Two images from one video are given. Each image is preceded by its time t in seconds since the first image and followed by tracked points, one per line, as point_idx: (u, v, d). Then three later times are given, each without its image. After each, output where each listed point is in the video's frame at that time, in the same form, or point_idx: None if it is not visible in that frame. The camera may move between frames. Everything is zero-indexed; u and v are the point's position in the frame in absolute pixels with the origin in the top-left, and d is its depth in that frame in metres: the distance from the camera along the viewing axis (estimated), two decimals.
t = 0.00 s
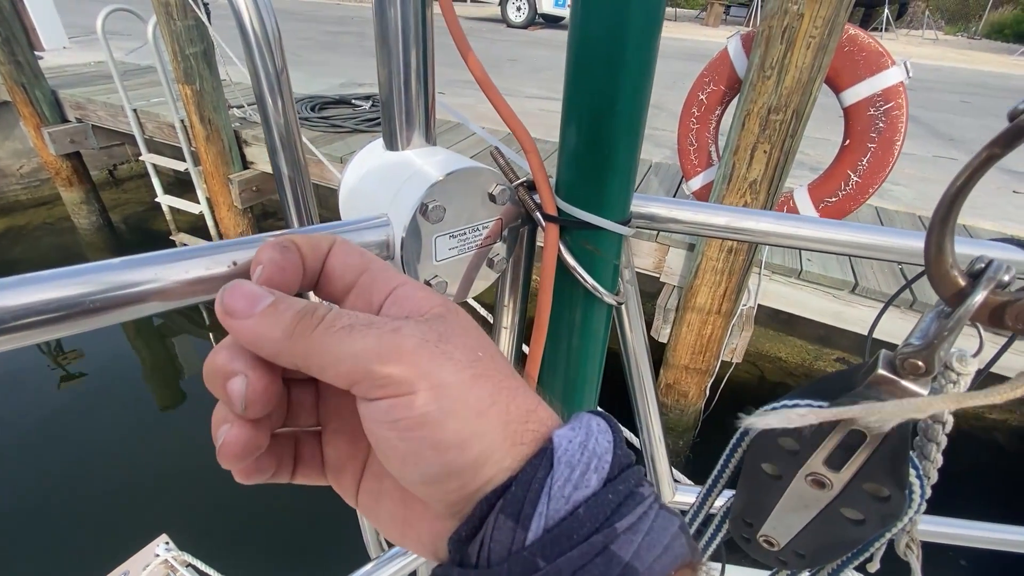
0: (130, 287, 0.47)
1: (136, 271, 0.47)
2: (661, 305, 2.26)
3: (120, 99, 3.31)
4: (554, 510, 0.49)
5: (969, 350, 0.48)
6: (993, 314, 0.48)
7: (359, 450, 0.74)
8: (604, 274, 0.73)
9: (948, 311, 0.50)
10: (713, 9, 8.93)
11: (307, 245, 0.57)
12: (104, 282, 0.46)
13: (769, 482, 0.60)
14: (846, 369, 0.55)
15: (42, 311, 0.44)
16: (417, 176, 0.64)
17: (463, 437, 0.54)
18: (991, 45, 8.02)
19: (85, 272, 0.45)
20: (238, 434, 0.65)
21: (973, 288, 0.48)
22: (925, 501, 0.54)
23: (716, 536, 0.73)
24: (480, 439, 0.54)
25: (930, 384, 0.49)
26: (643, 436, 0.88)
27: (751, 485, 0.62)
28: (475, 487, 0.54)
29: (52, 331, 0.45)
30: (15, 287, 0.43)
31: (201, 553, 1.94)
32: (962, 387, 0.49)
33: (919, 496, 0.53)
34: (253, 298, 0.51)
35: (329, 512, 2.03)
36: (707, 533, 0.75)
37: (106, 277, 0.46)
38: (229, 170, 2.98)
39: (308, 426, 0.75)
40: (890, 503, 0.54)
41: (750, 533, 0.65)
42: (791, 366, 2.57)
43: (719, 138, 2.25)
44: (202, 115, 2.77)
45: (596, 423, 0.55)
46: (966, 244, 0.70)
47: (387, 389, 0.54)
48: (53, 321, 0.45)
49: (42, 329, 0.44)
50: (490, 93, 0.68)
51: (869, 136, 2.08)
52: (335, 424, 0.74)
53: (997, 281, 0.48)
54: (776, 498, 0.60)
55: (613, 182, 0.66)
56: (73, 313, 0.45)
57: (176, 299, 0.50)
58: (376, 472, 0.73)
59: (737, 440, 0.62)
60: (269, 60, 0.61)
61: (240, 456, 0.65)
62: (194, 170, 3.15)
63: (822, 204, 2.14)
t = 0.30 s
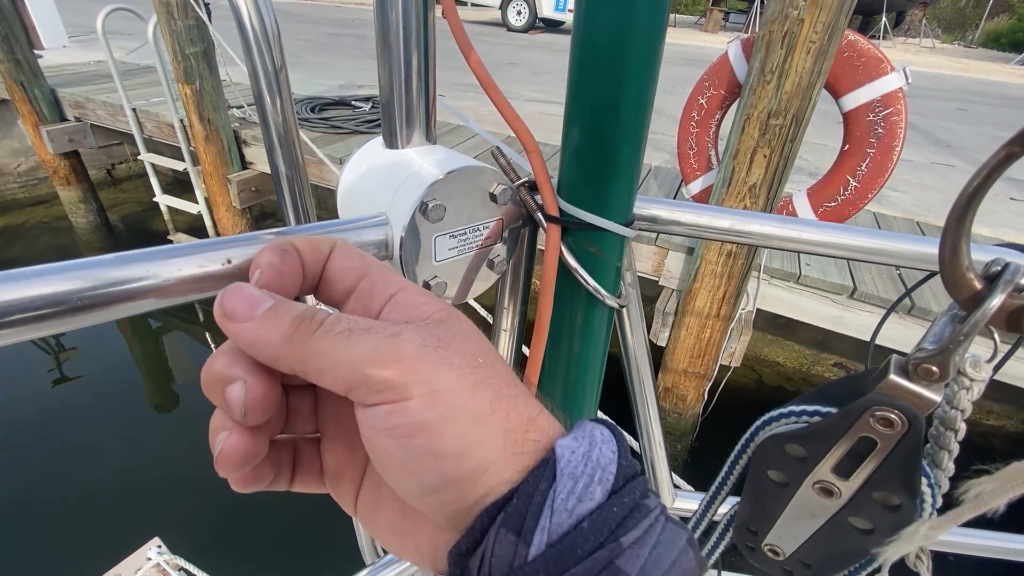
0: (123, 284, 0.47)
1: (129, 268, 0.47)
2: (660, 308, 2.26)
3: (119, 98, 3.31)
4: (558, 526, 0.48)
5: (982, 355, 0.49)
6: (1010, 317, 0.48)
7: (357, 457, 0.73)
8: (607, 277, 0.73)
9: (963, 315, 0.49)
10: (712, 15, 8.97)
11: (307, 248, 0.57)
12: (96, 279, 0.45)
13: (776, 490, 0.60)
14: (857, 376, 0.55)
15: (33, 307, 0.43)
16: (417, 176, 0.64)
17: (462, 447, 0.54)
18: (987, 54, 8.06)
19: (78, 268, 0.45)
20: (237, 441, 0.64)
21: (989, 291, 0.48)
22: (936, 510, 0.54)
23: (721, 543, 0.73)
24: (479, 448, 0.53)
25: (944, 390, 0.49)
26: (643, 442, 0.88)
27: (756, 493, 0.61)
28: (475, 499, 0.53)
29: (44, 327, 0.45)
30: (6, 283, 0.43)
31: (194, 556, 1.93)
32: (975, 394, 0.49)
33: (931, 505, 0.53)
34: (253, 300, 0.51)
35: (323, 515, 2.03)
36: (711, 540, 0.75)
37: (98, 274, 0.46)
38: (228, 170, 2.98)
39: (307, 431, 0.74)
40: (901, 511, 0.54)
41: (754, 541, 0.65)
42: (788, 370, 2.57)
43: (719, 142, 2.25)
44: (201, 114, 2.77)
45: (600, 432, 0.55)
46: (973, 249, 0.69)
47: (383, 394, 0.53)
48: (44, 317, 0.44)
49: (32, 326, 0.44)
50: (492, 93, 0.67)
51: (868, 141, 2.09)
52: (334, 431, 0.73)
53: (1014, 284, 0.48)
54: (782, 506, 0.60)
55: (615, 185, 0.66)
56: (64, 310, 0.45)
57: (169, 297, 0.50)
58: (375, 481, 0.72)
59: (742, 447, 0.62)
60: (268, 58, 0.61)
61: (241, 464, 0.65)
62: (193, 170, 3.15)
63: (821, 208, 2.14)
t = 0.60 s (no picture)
0: (130, 295, 0.48)
1: (136, 280, 0.48)
2: (660, 315, 2.27)
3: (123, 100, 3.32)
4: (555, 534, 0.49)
5: (971, 375, 0.50)
6: (996, 338, 0.49)
7: (360, 458, 0.74)
8: (609, 289, 0.74)
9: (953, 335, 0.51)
10: (712, 25, 9.04)
11: (315, 251, 0.59)
12: (105, 291, 0.47)
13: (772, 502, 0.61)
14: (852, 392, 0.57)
15: (43, 318, 0.45)
16: (424, 189, 0.65)
17: (460, 452, 0.55)
18: (985, 66, 8.13)
19: (86, 280, 0.47)
20: (245, 439, 0.65)
21: (978, 313, 0.49)
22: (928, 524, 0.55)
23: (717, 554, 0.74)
24: (477, 452, 0.54)
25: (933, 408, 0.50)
26: (641, 450, 0.89)
27: (753, 505, 0.63)
28: (474, 504, 0.54)
29: (52, 338, 0.46)
30: (17, 295, 0.44)
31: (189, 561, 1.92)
32: (964, 413, 0.50)
33: (922, 518, 0.54)
34: (261, 303, 0.52)
35: (319, 518, 2.03)
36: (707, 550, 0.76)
37: (106, 286, 0.47)
38: (231, 172, 2.99)
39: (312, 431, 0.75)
40: (893, 524, 0.55)
41: (750, 553, 0.65)
42: (786, 379, 2.59)
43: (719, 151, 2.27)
44: (205, 117, 2.79)
45: (599, 440, 0.56)
46: (970, 265, 0.70)
47: (384, 398, 0.54)
48: (53, 328, 0.46)
49: (42, 337, 0.45)
50: (498, 107, 0.69)
51: (866, 151, 2.11)
52: (338, 431, 0.74)
53: (1001, 306, 0.49)
54: (778, 518, 0.61)
55: (616, 199, 0.68)
56: (72, 321, 0.46)
57: (174, 309, 0.51)
58: (376, 482, 0.73)
59: (739, 460, 0.64)
60: (278, 69, 0.60)
61: (247, 461, 0.66)
62: (195, 172, 3.16)
63: (820, 218, 2.16)
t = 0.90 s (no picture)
0: (133, 304, 0.49)
1: (139, 289, 0.49)
2: (661, 324, 2.28)
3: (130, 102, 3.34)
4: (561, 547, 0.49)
5: (982, 393, 0.50)
6: (1007, 358, 0.50)
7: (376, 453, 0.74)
8: (614, 300, 0.76)
9: (962, 353, 0.52)
10: (715, 36, 9.08)
11: (322, 252, 0.61)
12: (109, 300, 0.48)
13: (779, 515, 0.62)
14: (858, 409, 0.59)
15: (46, 327, 0.45)
16: (433, 199, 0.66)
17: (460, 457, 0.55)
18: (986, 80, 8.17)
19: (90, 289, 0.47)
20: (256, 437, 0.66)
21: (988, 332, 0.50)
22: (937, 541, 0.55)
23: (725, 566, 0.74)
24: (477, 457, 0.54)
25: (943, 424, 0.52)
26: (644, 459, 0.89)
27: (760, 517, 0.64)
28: (476, 508, 0.55)
29: (56, 346, 0.47)
30: (21, 304, 0.45)
31: (183, 566, 1.91)
32: (974, 428, 0.50)
33: (930, 535, 0.55)
34: (266, 306, 0.53)
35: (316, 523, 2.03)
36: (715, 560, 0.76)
37: (108, 295, 0.48)
38: (235, 175, 3.00)
39: (329, 426, 0.76)
40: (901, 540, 0.56)
41: (757, 567, 0.66)
42: (786, 390, 2.59)
43: (722, 162, 2.28)
44: (210, 120, 2.80)
45: (606, 445, 0.56)
46: (975, 283, 0.71)
47: (384, 401, 0.55)
48: (56, 336, 0.46)
49: (45, 344, 0.46)
50: (507, 118, 0.70)
51: (868, 164, 2.12)
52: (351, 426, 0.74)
53: (1011, 326, 0.50)
54: (784, 531, 0.62)
55: (625, 211, 0.68)
56: (75, 330, 0.47)
57: (177, 317, 0.52)
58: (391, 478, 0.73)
59: (747, 472, 0.66)
60: (288, 75, 0.60)
61: (259, 458, 0.67)
62: (200, 175, 3.17)
63: (822, 229, 2.17)
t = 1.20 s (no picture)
0: (146, 347, 0.39)
1: (153, 331, 0.39)
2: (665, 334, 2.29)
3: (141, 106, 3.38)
4: (804, 401, 0.22)
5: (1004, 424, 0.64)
6: None
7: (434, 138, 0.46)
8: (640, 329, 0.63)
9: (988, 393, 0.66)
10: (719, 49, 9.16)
11: None
12: (115, 344, 0.38)
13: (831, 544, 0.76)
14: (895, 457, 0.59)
15: (32, 379, 0.35)
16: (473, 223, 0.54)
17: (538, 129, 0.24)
18: (988, 95, 8.23)
19: (91, 332, 0.37)
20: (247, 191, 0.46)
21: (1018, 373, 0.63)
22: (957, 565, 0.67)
23: None
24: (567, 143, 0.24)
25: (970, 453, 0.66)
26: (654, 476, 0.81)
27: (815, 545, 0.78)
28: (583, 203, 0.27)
29: (51, 398, 0.37)
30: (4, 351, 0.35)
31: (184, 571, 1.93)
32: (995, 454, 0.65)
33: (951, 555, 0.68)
34: None
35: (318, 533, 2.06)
36: None
37: (114, 338, 0.38)
38: (244, 181, 3.03)
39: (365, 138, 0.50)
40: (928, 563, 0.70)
41: None
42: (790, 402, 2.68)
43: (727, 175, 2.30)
44: (221, 127, 2.84)
45: (876, 147, 0.25)
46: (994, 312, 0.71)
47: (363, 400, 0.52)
48: (50, 387, 0.36)
49: (36, 399, 0.36)
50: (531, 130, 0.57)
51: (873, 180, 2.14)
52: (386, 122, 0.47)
53: None
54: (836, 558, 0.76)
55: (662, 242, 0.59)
56: (75, 379, 0.37)
57: (203, 355, 0.42)
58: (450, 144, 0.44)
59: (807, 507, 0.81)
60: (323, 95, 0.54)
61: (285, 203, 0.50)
62: (208, 180, 3.20)
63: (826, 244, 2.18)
